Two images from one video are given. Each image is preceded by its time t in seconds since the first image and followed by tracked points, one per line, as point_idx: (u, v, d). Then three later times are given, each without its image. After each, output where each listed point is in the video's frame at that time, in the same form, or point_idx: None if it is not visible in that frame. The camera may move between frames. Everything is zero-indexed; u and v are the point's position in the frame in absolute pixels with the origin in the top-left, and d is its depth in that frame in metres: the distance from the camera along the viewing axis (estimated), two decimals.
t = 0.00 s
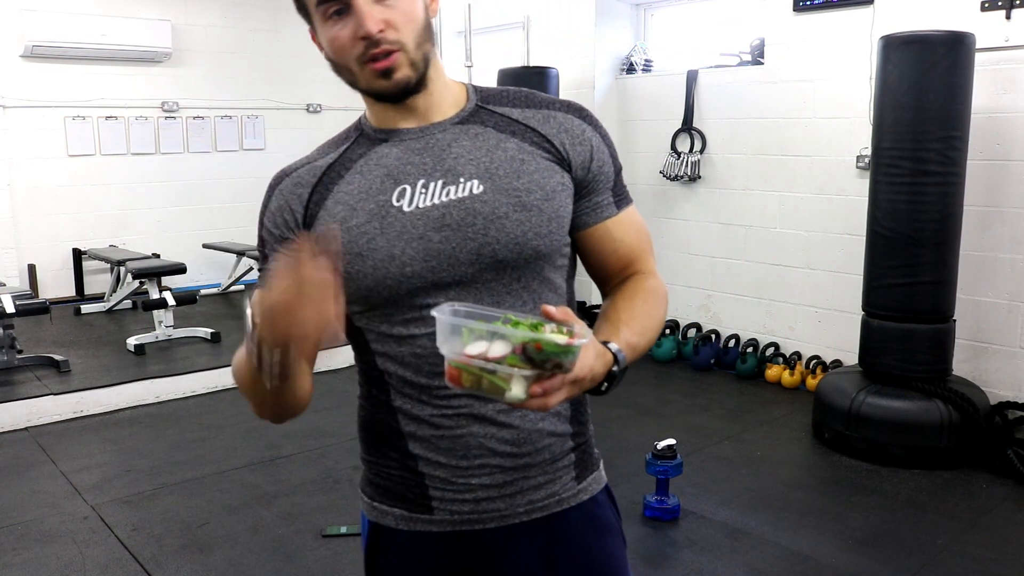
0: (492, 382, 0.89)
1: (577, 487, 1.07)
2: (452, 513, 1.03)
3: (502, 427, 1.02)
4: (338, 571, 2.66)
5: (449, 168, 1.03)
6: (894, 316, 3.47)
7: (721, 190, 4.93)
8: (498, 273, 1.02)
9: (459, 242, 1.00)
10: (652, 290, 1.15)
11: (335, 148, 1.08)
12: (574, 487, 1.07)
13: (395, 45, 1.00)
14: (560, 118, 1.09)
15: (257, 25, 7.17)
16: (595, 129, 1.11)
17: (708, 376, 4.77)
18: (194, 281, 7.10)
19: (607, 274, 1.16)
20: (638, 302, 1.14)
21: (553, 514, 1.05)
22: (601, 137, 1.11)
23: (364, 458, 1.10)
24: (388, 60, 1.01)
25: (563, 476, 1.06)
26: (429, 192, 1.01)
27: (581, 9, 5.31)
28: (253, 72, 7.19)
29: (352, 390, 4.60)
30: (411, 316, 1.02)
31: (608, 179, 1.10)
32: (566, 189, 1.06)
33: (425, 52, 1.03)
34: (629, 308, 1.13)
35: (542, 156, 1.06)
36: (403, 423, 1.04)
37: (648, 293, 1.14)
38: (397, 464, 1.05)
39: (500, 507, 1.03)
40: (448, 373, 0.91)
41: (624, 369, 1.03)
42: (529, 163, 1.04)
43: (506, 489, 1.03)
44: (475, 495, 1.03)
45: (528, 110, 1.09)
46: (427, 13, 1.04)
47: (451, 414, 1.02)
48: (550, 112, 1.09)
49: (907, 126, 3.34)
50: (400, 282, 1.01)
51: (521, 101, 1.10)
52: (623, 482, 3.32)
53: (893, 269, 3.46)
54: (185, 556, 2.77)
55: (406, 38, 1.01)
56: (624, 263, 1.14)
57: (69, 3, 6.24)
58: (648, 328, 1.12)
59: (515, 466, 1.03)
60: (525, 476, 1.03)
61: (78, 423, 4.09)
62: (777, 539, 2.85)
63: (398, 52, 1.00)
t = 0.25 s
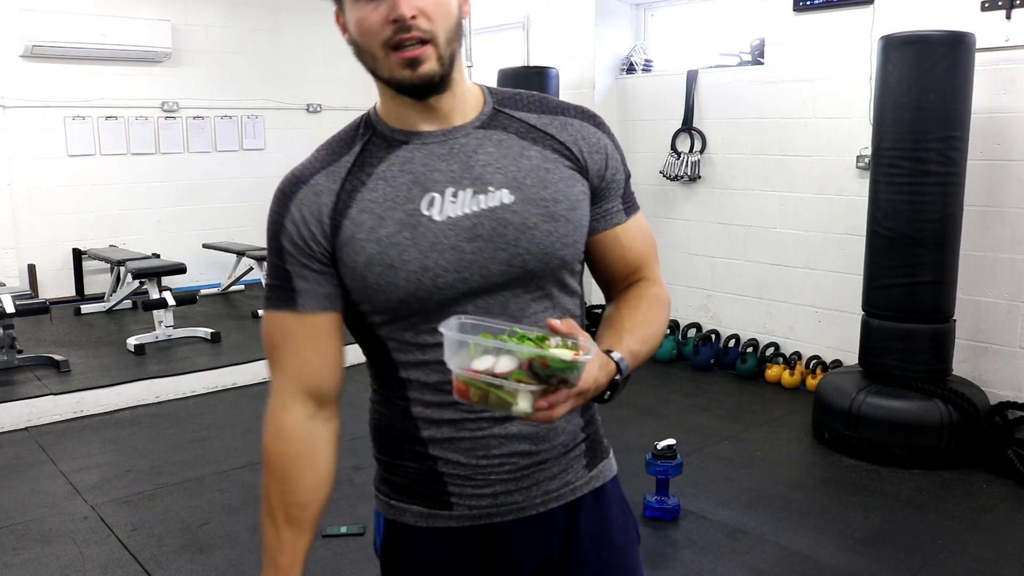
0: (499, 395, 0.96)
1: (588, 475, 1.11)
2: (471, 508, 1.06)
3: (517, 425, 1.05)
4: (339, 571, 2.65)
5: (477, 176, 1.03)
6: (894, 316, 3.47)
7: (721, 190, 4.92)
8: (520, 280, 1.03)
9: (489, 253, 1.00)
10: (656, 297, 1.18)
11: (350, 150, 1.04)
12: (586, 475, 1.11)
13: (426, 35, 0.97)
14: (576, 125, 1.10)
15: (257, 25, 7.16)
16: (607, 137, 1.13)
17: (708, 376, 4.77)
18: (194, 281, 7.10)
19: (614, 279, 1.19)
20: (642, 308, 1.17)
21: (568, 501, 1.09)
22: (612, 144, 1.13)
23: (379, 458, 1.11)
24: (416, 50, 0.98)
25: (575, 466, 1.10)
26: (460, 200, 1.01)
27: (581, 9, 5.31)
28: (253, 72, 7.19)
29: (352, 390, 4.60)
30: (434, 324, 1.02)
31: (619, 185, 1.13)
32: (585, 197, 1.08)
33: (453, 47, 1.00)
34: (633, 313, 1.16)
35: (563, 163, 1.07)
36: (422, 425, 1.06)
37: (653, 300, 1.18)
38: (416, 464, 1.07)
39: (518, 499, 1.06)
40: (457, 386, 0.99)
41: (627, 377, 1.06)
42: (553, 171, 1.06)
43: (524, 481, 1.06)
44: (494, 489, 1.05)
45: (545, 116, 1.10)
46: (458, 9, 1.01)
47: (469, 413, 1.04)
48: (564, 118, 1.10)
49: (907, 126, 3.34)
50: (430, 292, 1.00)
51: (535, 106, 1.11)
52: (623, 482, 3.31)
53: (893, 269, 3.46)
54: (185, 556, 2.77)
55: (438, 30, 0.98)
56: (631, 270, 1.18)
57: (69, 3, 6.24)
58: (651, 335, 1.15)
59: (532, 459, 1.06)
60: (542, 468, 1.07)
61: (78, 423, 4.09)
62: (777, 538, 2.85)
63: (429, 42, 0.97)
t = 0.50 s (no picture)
0: (542, 456, 0.90)
1: (612, 472, 1.11)
2: (500, 513, 1.04)
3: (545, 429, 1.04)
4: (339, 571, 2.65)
5: (520, 195, 0.99)
6: (894, 316, 3.47)
7: (721, 190, 4.92)
8: (556, 297, 1.00)
9: (530, 273, 0.98)
10: (669, 309, 1.19)
11: (379, 152, 1.00)
12: (609, 471, 1.11)
13: (478, 26, 0.92)
14: (617, 136, 1.07)
15: (257, 25, 7.16)
16: (645, 149, 1.10)
17: (708, 376, 4.77)
18: (194, 281, 7.10)
19: (631, 287, 1.19)
20: (659, 326, 1.18)
21: (595, 502, 1.09)
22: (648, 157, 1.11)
23: (401, 460, 1.10)
24: (466, 40, 0.93)
25: (600, 467, 1.09)
26: (502, 220, 0.97)
27: (581, 10, 5.32)
28: (253, 72, 7.19)
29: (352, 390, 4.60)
30: (466, 340, 1.00)
31: (649, 198, 1.11)
32: (621, 213, 1.05)
33: (504, 44, 0.96)
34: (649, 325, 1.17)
35: (602, 180, 1.04)
36: (450, 433, 1.04)
37: (667, 312, 1.19)
38: (442, 471, 1.05)
39: (546, 502, 1.05)
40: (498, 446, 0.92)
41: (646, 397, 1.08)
42: (595, 190, 1.03)
43: (550, 484, 1.05)
44: (522, 494, 1.04)
45: (584, 125, 1.07)
46: (513, 7, 0.97)
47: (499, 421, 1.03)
48: (603, 130, 1.07)
49: (907, 126, 3.34)
50: (465, 311, 0.97)
51: (574, 115, 1.07)
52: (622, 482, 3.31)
53: (893, 269, 3.45)
54: (185, 556, 2.77)
55: (491, 22, 0.93)
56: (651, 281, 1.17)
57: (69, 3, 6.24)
58: (664, 348, 1.16)
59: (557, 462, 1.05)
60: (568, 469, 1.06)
61: (78, 423, 4.09)
62: (777, 538, 2.85)
63: (480, 33, 0.93)
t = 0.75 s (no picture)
0: (572, 479, 0.83)
1: (662, 506, 0.98)
2: (529, 535, 0.92)
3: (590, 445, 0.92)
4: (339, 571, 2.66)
5: (589, 201, 0.87)
6: (894, 316, 3.47)
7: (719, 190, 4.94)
8: (622, 316, 0.89)
9: (593, 286, 0.86)
10: (745, 341, 1.05)
11: (451, 144, 0.88)
12: (658, 506, 0.98)
13: (561, 28, 0.81)
14: (699, 155, 0.95)
15: (257, 25, 7.16)
16: (728, 168, 0.97)
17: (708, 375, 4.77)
18: (194, 281, 7.10)
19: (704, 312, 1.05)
20: (730, 359, 1.05)
21: (637, 536, 0.96)
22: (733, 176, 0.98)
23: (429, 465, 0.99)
24: (545, 42, 0.81)
25: (647, 497, 0.96)
26: (567, 229, 0.86)
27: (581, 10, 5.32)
28: (253, 72, 7.19)
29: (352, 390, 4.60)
30: (517, 346, 0.88)
31: (730, 221, 0.98)
32: (696, 233, 0.93)
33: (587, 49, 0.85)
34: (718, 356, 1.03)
35: (680, 197, 0.92)
36: (487, 441, 0.92)
37: (741, 344, 1.04)
38: (474, 478, 0.94)
39: (582, 529, 0.92)
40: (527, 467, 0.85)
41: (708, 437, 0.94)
42: (670, 205, 0.91)
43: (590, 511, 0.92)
44: (556, 517, 0.92)
45: (665, 137, 0.94)
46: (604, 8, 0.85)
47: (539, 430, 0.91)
48: (688, 143, 0.95)
49: (907, 126, 3.34)
50: (517, 317, 0.86)
51: (656, 125, 0.95)
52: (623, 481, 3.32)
53: (893, 269, 3.45)
54: (185, 556, 2.76)
55: (576, 25, 0.82)
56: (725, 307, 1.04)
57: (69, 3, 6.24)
58: (733, 383, 1.02)
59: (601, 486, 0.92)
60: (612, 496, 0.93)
61: (78, 423, 4.09)
62: (777, 538, 2.85)
63: (563, 37, 0.81)
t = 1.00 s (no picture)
0: (678, 456, 0.81)
1: (744, 544, 0.93)
2: (590, 546, 0.91)
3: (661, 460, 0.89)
4: (338, 571, 2.65)
5: (678, 166, 0.89)
6: (894, 316, 3.47)
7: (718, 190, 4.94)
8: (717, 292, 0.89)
9: (675, 251, 0.87)
10: (877, 357, 0.99)
11: (565, 109, 0.92)
12: (738, 541, 0.93)
13: (652, 10, 0.86)
14: (812, 145, 0.95)
15: (257, 25, 7.16)
16: (846, 164, 0.97)
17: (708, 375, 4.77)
18: (194, 281, 7.10)
19: (829, 325, 1.01)
20: (861, 366, 0.98)
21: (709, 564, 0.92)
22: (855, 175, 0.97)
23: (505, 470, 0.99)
24: (638, 22, 0.87)
25: (727, 528, 0.93)
26: (651, 187, 0.88)
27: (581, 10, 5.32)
28: (254, 72, 7.19)
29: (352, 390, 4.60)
30: (590, 316, 0.88)
31: (848, 221, 0.96)
32: (800, 223, 0.93)
33: (682, 37, 0.89)
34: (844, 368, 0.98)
35: (782, 182, 0.93)
36: (555, 438, 0.92)
37: (873, 359, 0.99)
38: (540, 483, 0.94)
39: (648, 550, 0.90)
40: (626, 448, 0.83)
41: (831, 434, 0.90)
42: (768, 186, 0.91)
43: (657, 531, 0.90)
44: (620, 531, 0.90)
45: (777, 128, 0.95)
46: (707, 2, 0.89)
47: (606, 439, 0.89)
48: (802, 137, 0.95)
49: (907, 125, 3.34)
50: (593, 277, 0.86)
51: (774, 117, 0.97)
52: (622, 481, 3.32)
53: (893, 269, 3.45)
54: (185, 556, 2.77)
55: (668, 11, 0.86)
56: (851, 318, 0.99)
57: (69, 3, 6.24)
58: (863, 398, 0.96)
59: (670, 504, 0.90)
60: (680, 518, 0.91)
61: (78, 423, 4.09)
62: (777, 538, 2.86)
63: (654, 18, 0.86)
